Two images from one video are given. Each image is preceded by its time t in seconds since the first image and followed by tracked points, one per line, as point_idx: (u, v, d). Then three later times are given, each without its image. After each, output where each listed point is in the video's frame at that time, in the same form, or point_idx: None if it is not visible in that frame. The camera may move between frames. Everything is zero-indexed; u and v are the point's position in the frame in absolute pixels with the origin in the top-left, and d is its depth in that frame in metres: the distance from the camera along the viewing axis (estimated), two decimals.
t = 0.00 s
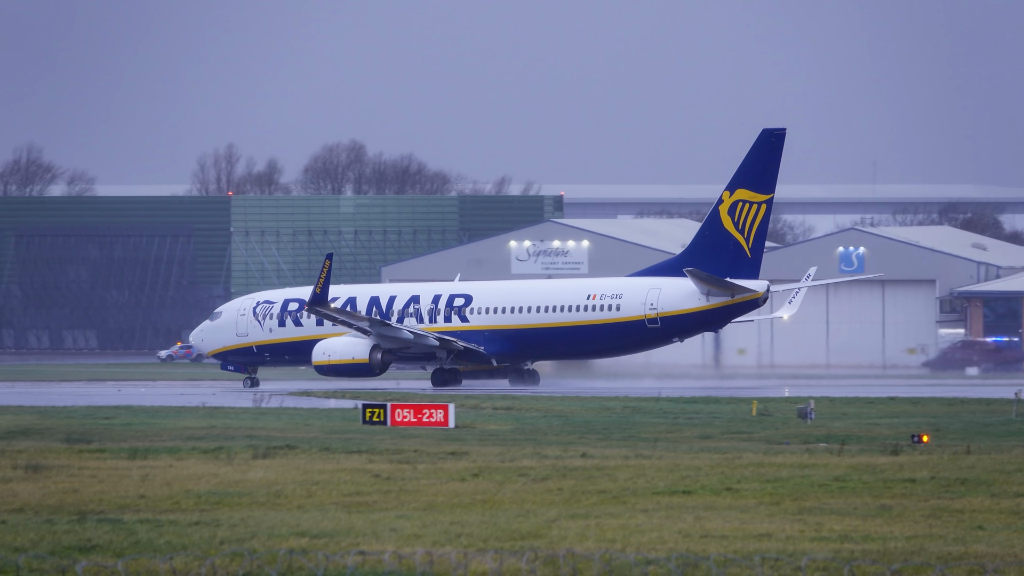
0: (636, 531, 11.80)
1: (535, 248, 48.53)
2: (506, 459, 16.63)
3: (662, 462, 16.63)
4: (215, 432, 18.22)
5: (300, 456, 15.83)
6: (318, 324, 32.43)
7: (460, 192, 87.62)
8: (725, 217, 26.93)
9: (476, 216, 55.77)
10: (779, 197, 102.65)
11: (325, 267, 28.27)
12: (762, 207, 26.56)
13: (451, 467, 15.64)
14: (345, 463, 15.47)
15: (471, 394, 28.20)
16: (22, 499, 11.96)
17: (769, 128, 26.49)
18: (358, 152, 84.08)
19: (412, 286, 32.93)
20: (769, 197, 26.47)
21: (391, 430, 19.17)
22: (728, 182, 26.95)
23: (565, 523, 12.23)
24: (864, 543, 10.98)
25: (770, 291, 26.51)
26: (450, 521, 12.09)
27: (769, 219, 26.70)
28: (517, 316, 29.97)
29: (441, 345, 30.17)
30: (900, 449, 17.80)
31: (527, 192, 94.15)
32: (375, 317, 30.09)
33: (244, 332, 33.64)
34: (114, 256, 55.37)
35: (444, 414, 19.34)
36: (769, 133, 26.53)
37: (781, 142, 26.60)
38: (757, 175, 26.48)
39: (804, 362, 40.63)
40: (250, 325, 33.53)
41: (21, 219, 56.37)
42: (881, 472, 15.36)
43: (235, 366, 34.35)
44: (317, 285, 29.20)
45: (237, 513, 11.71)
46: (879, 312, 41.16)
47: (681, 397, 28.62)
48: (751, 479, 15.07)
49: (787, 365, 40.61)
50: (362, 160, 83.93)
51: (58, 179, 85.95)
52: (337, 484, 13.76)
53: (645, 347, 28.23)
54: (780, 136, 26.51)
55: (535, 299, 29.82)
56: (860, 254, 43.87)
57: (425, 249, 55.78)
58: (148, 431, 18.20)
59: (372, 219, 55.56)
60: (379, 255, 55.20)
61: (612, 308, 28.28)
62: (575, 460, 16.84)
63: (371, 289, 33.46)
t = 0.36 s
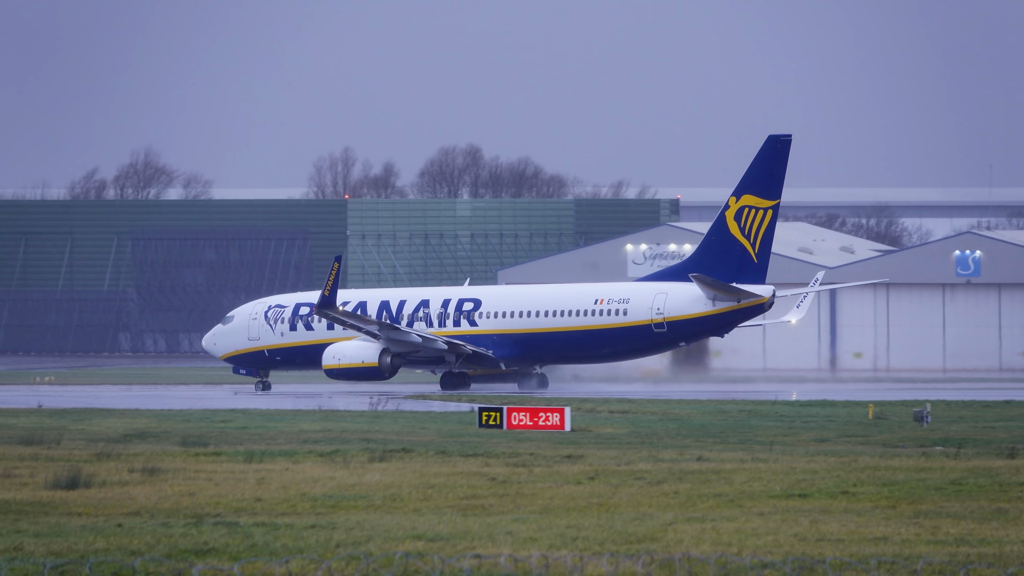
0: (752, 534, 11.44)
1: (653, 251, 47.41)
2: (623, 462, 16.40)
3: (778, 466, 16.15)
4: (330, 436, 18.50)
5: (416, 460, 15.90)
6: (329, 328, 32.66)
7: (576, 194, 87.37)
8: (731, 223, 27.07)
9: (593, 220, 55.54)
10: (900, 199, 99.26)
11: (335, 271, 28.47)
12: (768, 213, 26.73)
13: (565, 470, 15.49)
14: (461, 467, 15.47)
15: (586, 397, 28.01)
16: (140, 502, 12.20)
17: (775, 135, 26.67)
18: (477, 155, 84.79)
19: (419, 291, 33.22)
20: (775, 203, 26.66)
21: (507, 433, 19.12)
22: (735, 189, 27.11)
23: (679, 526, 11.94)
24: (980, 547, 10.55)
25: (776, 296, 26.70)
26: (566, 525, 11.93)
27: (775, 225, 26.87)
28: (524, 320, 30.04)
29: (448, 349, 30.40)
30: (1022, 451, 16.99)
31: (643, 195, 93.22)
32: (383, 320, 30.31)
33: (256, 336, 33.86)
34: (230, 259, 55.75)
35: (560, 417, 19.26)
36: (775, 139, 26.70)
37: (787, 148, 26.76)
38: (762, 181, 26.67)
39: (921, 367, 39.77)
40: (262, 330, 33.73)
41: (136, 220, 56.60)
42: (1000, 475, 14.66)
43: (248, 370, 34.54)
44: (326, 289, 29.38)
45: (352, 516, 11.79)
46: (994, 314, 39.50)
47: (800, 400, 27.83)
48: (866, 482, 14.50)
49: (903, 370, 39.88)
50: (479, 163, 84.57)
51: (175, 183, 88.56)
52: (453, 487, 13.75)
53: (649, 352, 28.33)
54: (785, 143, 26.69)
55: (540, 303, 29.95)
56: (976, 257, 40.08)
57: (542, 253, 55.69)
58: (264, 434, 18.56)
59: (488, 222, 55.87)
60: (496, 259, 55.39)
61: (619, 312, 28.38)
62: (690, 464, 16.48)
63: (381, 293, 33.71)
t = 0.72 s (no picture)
0: (866, 539, 11.02)
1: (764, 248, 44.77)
2: (736, 466, 16.02)
3: (892, 470, 15.55)
4: (444, 440, 18.61)
5: (529, 464, 15.83)
6: (338, 333, 32.72)
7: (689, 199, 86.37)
8: (736, 229, 26.71)
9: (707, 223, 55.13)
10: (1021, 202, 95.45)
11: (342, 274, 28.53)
12: (773, 218, 26.36)
13: (679, 475, 15.21)
14: (575, 471, 15.34)
15: (697, 401, 27.60)
16: (254, 506, 12.42)
17: (780, 140, 26.31)
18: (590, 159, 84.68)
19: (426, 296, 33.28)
20: (780, 209, 26.28)
21: (620, 437, 18.94)
22: (740, 194, 26.73)
23: (793, 530, 11.58)
24: None
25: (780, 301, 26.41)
26: (680, 529, 11.68)
27: (779, 231, 26.51)
28: (531, 325, 30.05)
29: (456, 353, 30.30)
30: None
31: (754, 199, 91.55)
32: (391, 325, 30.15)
33: (267, 341, 33.98)
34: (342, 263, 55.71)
35: (673, 421, 19.05)
36: (780, 144, 26.33)
37: (792, 154, 26.40)
38: (767, 186, 26.31)
39: None
40: (273, 334, 33.87)
41: (250, 224, 55.96)
42: None
43: (258, 374, 34.61)
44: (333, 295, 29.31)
45: (467, 520, 11.79)
46: None
47: (913, 404, 26.86)
48: (983, 487, 13.89)
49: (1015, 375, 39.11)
50: (592, 167, 84.45)
51: (288, 187, 90.36)
52: (567, 492, 13.63)
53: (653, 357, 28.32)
54: (790, 148, 26.31)
55: (546, 307, 29.99)
56: None
57: (655, 257, 55.38)
58: (377, 438, 18.79)
59: (601, 226, 55.61)
60: (610, 263, 55.20)
61: (624, 317, 28.33)
62: (804, 468, 16.00)
63: (390, 298, 33.76)
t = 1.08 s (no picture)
0: (976, 543, 10.62)
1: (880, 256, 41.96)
2: (845, 470, 15.54)
3: (1002, 474, 14.91)
4: (553, 443, 18.59)
5: (639, 468, 15.64)
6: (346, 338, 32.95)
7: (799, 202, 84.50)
8: (738, 233, 27.02)
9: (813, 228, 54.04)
10: None
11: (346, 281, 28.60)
12: (774, 223, 26.60)
13: (788, 478, 14.84)
14: (684, 474, 15.11)
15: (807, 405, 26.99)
16: (365, 509, 12.58)
17: (782, 147, 26.59)
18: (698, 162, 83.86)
19: (433, 300, 33.42)
20: (781, 214, 26.52)
21: (728, 440, 18.60)
22: (742, 199, 27.01)
23: (902, 534, 11.17)
24: None
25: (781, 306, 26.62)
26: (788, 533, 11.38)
27: (781, 237, 26.75)
28: (535, 329, 30.33)
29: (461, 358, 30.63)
30: None
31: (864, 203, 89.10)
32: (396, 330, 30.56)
33: (275, 345, 34.17)
34: (454, 266, 56.03)
35: (782, 426, 18.63)
36: (782, 150, 26.60)
37: (794, 160, 26.64)
38: (768, 192, 26.55)
39: None
40: (282, 339, 34.07)
41: (362, 228, 56.62)
42: None
43: (268, 378, 34.79)
44: (336, 299, 29.65)
45: (576, 524, 11.71)
46: None
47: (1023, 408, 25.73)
48: None
49: None
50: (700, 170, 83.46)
51: (399, 191, 91.99)
52: (675, 496, 13.43)
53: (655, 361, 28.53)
54: (792, 154, 26.55)
55: (549, 312, 30.27)
56: None
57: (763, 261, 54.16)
58: (487, 442, 18.83)
59: (713, 230, 54.81)
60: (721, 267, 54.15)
61: (628, 322, 28.58)
62: (913, 472, 15.44)
63: (396, 303, 33.97)
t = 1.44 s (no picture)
0: None
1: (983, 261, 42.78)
2: (950, 474, 15.02)
3: None
4: (655, 447, 18.43)
5: (741, 472, 15.32)
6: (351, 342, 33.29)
7: (904, 206, 82.61)
8: (736, 239, 26.91)
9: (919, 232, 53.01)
10: None
11: (344, 285, 28.83)
12: (773, 229, 26.52)
13: (892, 483, 14.38)
14: (788, 479, 14.76)
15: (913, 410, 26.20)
16: (468, 513, 12.62)
17: (780, 152, 26.56)
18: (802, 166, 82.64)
19: (436, 305, 33.58)
20: (779, 219, 26.43)
21: (834, 445, 18.11)
22: (741, 205, 26.88)
23: (1009, 538, 10.73)
24: None
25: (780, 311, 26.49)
26: (892, 537, 11.02)
27: (779, 243, 26.65)
28: (537, 334, 30.49)
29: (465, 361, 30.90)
30: None
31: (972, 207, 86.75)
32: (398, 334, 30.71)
33: (281, 350, 34.59)
34: (558, 270, 56.02)
35: (886, 429, 18.21)
36: (781, 156, 26.61)
37: (792, 166, 26.69)
38: (767, 197, 26.50)
39: None
40: (287, 343, 34.49)
41: (468, 233, 57.09)
42: None
43: (274, 382, 35.32)
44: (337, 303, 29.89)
45: (679, 528, 11.54)
46: None
47: None
48: None
49: None
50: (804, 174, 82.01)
51: (503, 196, 92.60)
52: (779, 500, 13.12)
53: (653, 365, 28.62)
54: (789, 160, 26.56)
55: (549, 317, 30.45)
56: None
57: (868, 264, 52.82)
58: (591, 446, 18.74)
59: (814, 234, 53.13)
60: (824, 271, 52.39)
61: (629, 326, 28.72)
62: (1021, 476, 14.83)
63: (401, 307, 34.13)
